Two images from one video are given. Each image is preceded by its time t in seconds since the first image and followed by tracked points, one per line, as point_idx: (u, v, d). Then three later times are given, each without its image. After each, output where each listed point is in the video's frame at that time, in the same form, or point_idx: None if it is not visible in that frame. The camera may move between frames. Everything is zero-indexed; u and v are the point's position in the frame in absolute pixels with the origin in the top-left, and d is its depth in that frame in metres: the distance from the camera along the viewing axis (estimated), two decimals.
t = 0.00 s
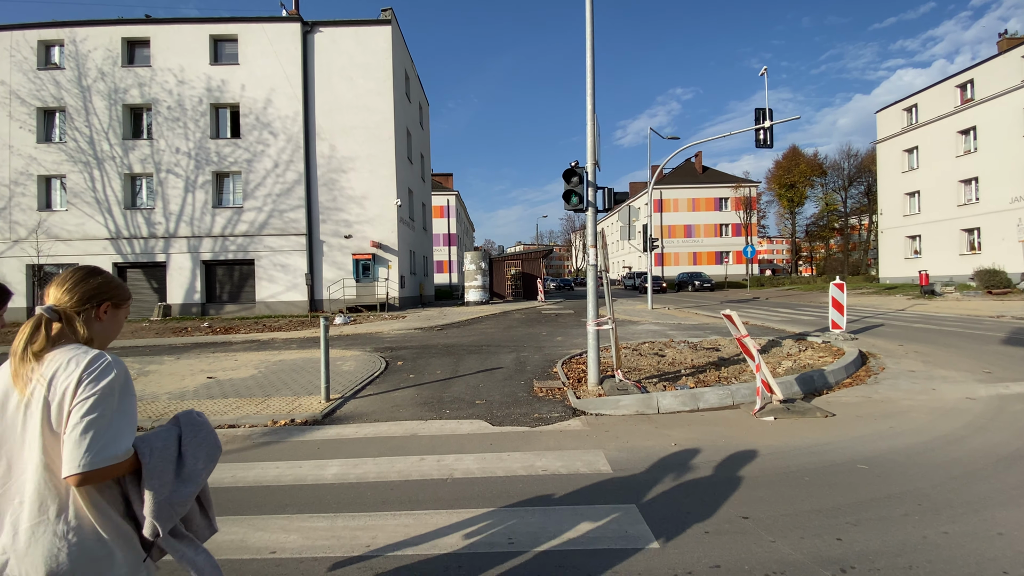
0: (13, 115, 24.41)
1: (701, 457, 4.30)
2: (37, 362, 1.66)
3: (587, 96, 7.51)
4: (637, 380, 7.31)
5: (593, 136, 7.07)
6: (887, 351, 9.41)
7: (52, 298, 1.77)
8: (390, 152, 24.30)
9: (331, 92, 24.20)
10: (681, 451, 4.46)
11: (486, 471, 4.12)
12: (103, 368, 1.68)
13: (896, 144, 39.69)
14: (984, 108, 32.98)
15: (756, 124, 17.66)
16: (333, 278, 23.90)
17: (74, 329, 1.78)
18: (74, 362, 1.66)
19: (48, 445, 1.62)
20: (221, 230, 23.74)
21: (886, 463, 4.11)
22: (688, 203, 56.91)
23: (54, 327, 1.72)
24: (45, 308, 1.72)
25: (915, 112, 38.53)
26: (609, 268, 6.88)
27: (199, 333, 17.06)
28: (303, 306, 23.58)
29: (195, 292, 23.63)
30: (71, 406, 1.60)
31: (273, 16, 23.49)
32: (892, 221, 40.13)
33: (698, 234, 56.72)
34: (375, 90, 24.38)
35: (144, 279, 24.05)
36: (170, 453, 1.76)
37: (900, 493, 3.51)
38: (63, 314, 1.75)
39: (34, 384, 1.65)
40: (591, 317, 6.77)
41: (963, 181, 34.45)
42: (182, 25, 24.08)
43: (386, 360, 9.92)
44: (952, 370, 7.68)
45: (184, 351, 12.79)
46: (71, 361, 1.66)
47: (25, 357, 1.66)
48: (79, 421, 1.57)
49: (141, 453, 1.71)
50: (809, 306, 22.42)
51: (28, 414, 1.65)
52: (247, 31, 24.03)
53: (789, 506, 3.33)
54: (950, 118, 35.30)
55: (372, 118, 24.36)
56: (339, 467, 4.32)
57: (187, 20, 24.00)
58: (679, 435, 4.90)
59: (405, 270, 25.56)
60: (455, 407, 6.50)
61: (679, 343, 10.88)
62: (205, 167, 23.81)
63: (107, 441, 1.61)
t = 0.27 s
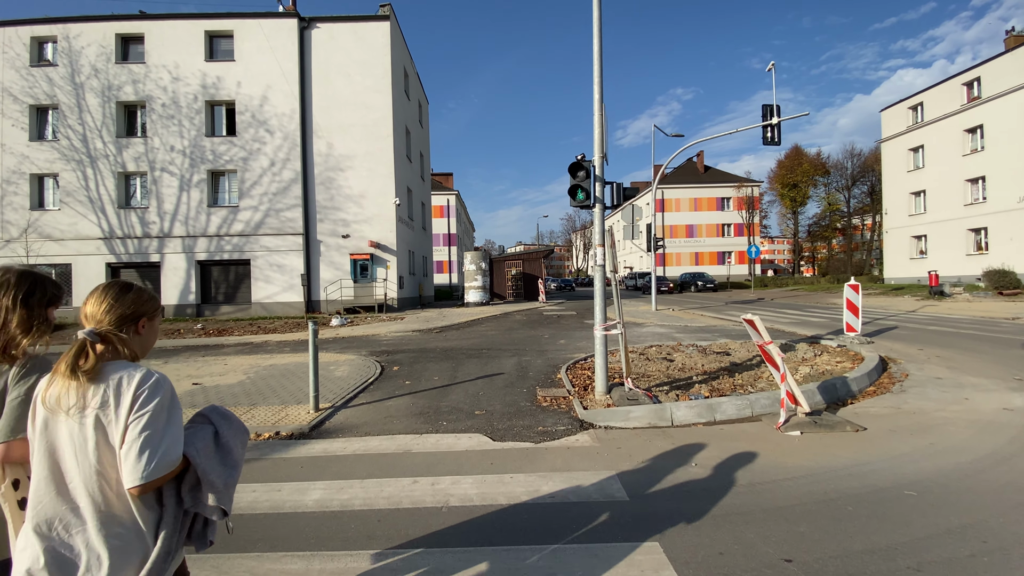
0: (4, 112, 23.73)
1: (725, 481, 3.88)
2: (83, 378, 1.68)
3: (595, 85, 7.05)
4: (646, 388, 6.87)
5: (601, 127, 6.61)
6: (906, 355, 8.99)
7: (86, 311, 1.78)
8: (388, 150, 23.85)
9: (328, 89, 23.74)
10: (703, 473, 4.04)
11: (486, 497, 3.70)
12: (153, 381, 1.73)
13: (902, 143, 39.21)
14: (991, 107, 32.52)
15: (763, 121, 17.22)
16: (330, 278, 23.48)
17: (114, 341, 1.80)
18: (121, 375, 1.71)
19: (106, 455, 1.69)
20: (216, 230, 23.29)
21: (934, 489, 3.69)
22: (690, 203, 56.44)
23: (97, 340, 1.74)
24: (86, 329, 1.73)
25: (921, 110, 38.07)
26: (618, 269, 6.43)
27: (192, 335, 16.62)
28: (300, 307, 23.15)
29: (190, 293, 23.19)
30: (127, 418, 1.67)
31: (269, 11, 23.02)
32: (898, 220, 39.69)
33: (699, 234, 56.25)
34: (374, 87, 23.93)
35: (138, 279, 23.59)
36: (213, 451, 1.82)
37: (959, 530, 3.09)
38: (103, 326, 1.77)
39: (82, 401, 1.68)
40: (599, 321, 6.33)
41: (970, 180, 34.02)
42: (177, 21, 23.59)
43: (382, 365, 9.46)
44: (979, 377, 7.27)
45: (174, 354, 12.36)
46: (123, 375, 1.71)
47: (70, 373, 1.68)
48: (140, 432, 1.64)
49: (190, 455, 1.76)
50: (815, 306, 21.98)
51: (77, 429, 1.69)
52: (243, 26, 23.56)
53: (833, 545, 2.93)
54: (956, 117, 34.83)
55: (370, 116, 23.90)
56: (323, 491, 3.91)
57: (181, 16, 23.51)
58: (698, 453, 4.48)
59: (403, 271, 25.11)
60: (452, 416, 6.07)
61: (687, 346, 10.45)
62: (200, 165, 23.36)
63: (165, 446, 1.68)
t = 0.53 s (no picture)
0: None
1: (753, 507, 3.46)
2: (136, 357, 1.89)
3: (601, 74, 6.64)
4: (656, 395, 6.46)
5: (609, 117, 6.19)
6: (927, 360, 8.57)
7: (131, 297, 2.00)
8: (387, 149, 23.46)
9: (326, 86, 23.35)
10: (726, 496, 3.63)
11: (484, 527, 3.29)
12: (200, 354, 1.95)
13: (908, 142, 38.74)
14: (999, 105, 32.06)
15: (771, 117, 16.79)
16: (328, 279, 23.08)
17: (159, 324, 2.01)
18: (171, 351, 1.93)
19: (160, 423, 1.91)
20: (212, 229, 22.91)
21: (990, 517, 3.29)
22: (693, 203, 55.98)
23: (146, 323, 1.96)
24: (129, 309, 1.94)
25: (927, 109, 37.59)
26: (627, 268, 6.03)
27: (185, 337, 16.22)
28: (297, 308, 22.76)
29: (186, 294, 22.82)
30: (181, 388, 1.89)
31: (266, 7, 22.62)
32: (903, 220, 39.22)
33: (702, 234, 55.78)
34: (372, 84, 23.54)
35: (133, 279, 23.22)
36: (255, 423, 2.10)
37: None
38: (147, 310, 1.99)
39: (136, 376, 1.90)
40: (606, 325, 5.92)
41: (977, 179, 33.56)
42: (173, 17, 23.21)
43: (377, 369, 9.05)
44: (1009, 384, 6.86)
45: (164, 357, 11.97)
46: (172, 352, 1.93)
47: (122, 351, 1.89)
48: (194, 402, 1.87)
49: (234, 426, 2.01)
50: (822, 308, 21.55)
51: (134, 401, 1.91)
52: (240, 23, 23.17)
53: None
54: (963, 115, 34.36)
55: (368, 113, 23.49)
56: (303, 518, 3.50)
57: (177, 12, 23.12)
58: (719, 471, 4.07)
59: (403, 271, 24.71)
60: (449, 427, 5.66)
61: (696, 350, 10.04)
62: (196, 164, 22.97)
63: (216, 414, 1.94)
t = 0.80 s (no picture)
0: None
1: (786, 538, 3.05)
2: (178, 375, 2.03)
3: (609, 59, 6.21)
4: (668, 404, 6.04)
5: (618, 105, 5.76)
6: (951, 364, 8.14)
7: (168, 324, 2.09)
8: (387, 146, 23.09)
9: (325, 83, 22.97)
10: (754, 524, 3.22)
11: (481, 563, 2.88)
12: (232, 374, 2.09)
13: (916, 139, 38.17)
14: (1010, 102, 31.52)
15: (780, 113, 16.34)
16: (327, 279, 22.69)
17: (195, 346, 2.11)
18: (211, 373, 2.07)
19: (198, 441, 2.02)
20: (210, 228, 22.54)
21: None
22: (697, 202, 55.45)
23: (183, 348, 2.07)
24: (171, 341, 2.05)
25: (936, 106, 37.04)
26: (636, 267, 5.60)
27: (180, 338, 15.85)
28: (296, 308, 22.38)
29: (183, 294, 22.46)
30: (220, 404, 2.03)
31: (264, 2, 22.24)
32: (911, 219, 38.68)
33: (706, 234, 55.25)
34: (372, 81, 23.16)
35: (130, 279, 22.86)
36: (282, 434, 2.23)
37: None
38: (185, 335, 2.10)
39: (178, 398, 2.03)
40: (614, 330, 5.50)
41: (987, 178, 33.03)
42: (170, 13, 22.85)
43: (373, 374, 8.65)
44: None
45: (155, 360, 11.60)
46: (210, 374, 2.05)
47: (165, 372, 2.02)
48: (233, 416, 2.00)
49: (266, 433, 2.15)
50: (831, 308, 21.09)
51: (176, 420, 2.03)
52: (238, 19, 22.79)
53: None
54: (973, 112, 33.81)
55: (368, 111, 23.12)
56: (278, 549, 3.11)
57: (174, 8, 22.75)
58: (742, 493, 3.67)
59: (403, 271, 24.33)
60: (445, 438, 5.26)
61: (705, 353, 9.63)
62: (193, 162, 22.60)
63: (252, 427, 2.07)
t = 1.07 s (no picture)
0: None
1: None
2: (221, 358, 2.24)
3: (620, 44, 5.81)
4: (683, 414, 5.63)
5: (631, 91, 5.37)
6: (981, 369, 7.69)
7: (220, 313, 2.38)
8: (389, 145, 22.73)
9: (326, 80, 22.62)
10: (793, 561, 2.82)
11: None
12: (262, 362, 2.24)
13: (926, 137, 37.56)
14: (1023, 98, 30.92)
15: (791, 108, 15.90)
16: (328, 279, 22.33)
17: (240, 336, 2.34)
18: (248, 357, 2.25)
19: (235, 419, 2.21)
20: (209, 228, 22.22)
21: None
22: (702, 201, 54.90)
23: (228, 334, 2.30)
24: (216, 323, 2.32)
25: (946, 103, 36.42)
26: (650, 266, 5.18)
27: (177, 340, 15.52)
28: (296, 309, 22.03)
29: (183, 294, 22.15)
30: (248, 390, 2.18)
31: None
32: (921, 218, 38.06)
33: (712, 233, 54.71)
34: (373, 78, 22.81)
35: (129, 280, 22.57)
36: (313, 430, 2.33)
37: None
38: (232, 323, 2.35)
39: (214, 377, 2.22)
40: (627, 334, 5.10)
41: (999, 176, 32.42)
42: (169, 10, 22.55)
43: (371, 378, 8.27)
44: None
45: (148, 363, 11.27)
46: (247, 359, 2.24)
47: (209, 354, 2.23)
48: (264, 400, 2.16)
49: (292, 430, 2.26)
50: (842, 309, 20.60)
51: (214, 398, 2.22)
52: (237, 16, 22.46)
53: None
54: (985, 109, 33.19)
55: (369, 108, 22.77)
56: None
57: (174, 5, 22.45)
58: (774, 521, 3.27)
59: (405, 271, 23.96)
60: (444, 451, 4.87)
61: (717, 356, 9.22)
62: (193, 161, 22.29)
63: (281, 412, 2.22)
